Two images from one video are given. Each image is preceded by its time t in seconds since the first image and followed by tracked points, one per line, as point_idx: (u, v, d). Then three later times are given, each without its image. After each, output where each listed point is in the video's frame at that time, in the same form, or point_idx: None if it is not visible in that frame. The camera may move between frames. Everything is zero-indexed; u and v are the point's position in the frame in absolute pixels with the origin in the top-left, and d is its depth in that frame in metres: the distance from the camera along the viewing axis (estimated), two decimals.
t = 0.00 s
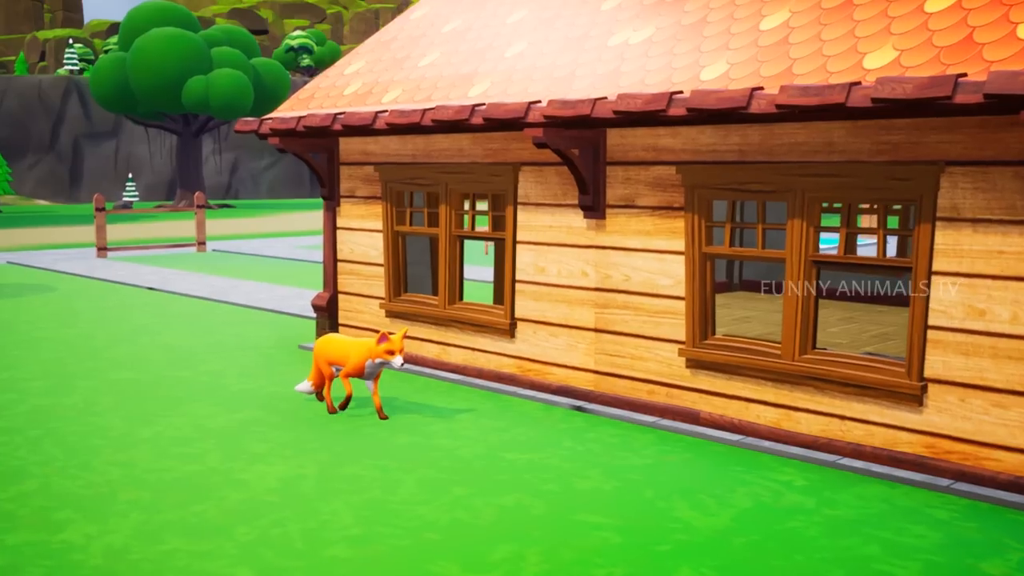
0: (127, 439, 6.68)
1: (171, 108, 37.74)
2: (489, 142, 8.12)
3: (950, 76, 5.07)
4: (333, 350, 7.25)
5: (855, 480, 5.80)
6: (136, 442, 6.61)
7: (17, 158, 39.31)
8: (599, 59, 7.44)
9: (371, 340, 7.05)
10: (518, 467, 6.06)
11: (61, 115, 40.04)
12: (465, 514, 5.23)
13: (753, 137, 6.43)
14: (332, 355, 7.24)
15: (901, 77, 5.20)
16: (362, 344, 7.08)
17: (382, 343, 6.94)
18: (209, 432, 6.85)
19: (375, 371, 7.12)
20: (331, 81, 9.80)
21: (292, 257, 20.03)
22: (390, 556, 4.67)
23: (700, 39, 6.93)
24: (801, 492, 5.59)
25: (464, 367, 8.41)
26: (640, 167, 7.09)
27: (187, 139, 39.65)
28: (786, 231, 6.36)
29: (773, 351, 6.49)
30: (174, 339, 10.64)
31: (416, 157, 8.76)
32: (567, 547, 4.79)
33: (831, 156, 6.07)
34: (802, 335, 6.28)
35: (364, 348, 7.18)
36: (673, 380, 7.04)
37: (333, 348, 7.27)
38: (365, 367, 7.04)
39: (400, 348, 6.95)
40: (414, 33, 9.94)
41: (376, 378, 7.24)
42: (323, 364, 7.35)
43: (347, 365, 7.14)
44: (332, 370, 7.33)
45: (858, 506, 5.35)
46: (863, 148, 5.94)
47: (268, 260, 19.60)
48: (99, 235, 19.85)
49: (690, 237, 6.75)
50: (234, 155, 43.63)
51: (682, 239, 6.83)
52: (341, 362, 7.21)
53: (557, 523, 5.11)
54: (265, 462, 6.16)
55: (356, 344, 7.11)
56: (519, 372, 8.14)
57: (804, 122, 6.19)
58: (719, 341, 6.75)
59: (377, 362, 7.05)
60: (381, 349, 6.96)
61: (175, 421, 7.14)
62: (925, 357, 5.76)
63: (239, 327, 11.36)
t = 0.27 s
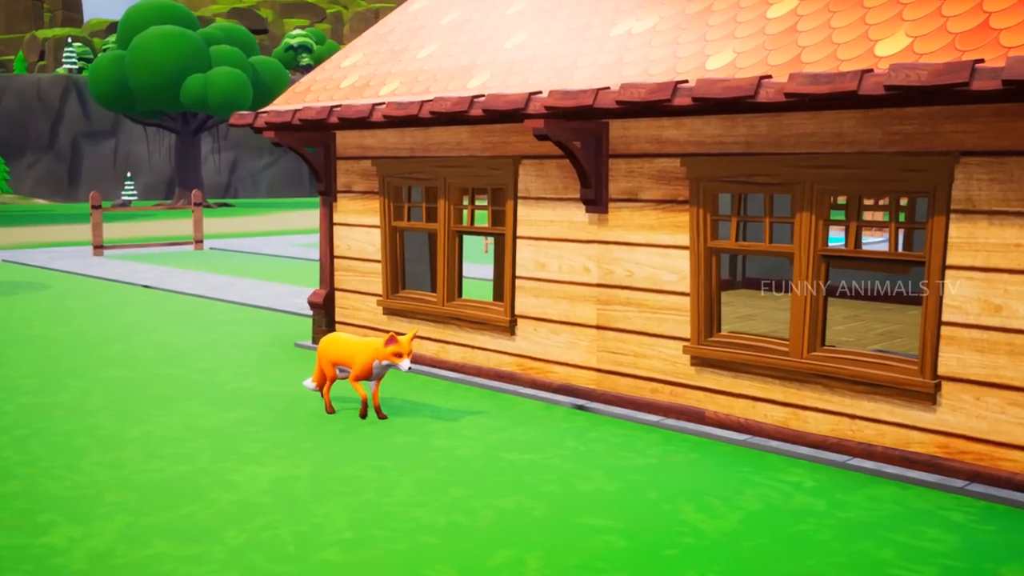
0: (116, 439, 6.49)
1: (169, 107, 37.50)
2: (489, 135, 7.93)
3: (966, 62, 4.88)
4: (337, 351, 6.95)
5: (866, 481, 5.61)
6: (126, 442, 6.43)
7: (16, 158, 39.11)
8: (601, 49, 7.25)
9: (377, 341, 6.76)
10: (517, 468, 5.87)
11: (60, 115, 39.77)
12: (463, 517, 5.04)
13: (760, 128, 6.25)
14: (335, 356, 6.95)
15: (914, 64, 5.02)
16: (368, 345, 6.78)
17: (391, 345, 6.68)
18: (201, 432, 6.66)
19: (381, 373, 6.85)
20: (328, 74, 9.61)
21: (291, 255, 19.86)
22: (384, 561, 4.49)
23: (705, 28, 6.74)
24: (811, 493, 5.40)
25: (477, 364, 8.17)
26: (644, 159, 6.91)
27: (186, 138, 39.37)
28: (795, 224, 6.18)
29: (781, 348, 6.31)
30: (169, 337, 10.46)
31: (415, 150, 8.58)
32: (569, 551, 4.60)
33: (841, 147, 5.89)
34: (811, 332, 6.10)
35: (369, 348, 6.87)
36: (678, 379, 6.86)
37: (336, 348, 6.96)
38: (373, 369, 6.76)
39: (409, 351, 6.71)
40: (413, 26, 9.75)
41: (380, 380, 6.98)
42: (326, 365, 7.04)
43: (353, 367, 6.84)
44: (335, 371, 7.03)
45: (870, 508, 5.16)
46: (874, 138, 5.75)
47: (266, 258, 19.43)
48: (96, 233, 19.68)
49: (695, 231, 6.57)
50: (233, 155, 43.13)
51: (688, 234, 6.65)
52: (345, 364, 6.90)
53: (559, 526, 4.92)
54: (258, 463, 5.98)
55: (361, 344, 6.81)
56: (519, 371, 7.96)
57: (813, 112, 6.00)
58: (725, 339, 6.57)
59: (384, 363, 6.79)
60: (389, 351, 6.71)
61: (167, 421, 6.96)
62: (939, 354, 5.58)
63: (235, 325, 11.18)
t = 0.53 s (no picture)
0: (101, 439, 6.26)
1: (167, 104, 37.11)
2: (488, 125, 7.70)
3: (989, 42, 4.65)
4: (346, 349, 6.68)
5: (882, 483, 5.38)
6: (111, 442, 6.19)
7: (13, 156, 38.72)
8: (604, 36, 7.02)
9: (387, 338, 6.41)
10: (517, 469, 5.64)
11: (58, 113, 39.34)
12: (461, 520, 4.82)
13: (770, 116, 6.02)
14: (345, 354, 6.68)
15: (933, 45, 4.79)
16: (378, 343, 6.47)
17: (399, 342, 6.29)
18: (190, 432, 6.43)
19: (391, 371, 6.50)
20: (323, 65, 9.37)
21: (288, 253, 19.64)
22: (378, 566, 4.26)
23: (712, 13, 6.51)
24: (825, 495, 5.17)
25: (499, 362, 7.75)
26: (649, 149, 6.68)
27: (184, 135, 38.90)
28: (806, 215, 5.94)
29: (791, 344, 6.08)
30: (160, 335, 10.21)
31: (412, 142, 8.35)
32: (572, 557, 4.37)
33: (855, 134, 5.66)
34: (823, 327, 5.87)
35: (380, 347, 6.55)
36: (684, 377, 6.62)
37: (346, 347, 6.70)
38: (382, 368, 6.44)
39: (418, 348, 6.29)
40: (410, 15, 9.52)
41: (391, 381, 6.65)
42: (335, 363, 6.78)
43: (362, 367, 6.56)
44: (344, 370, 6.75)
45: (888, 511, 4.93)
46: (889, 125, 5.52)
47: (263, 255, 19.21)
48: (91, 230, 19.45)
49: (702, 223, 6.34)
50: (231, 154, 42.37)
51: (694, 226, 6.41)
52: (354, 363, 6.63)
53: (561, 530, 4.69)
54: (247, 463, 5.74)
55: (371, 341, 6.51)
56: (520, 368, 7.72)
57: (825, 98, 5.77)
58: (733, 335, 6.35)
59: (394, 362, 6.42)
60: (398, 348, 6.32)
61: (155, 420, 6.72)
62: (958, 349, 5.35)
63: (229, 322, 10.94)
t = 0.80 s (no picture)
0: (87, 438, 6.04)
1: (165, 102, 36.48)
2: (487, 116, 7.50)
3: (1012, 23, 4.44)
4: (351, 349, 6.31)
5: (897, 484, 5.17)
6: (97, 441, 5.97)
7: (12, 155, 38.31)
8: (607, 23, 6.81)
9: (394, 336, 6.09)
10: (517, 470, 5.43)
11: (56, 111, 38.79)
12: (459, 523, 4.61)
13: (779, 104, 5.82)
14: (350, 354, 6.30)
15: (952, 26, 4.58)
16: (384, 341, 6.13)
17: (409, 340, 5.98)
18: (180, 431, 6.22)
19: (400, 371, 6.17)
20: (319, 56, 9.16)
21: (285, 250, 19.43)
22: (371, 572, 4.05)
23: None
24: (839, 498, 4.95)
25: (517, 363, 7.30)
26: (653, 140, 6.47)
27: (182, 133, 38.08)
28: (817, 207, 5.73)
29: (802, 341, 5.88)
30: (153, 332, 10.00)
31: (409, 135, 8.14)
32: (575, 562, 4.16)
33: (868, 122, 5.45)
34: (835, 323, 5.67)
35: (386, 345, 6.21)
36: (690, 374, 6.42)
37: (349, 348, 6.34)
38: (391, 368, 6.11)
39: (429, 345, 5.98)
40: (408, 6, 9.31)
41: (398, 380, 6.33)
42: (338, 364, 6.41)
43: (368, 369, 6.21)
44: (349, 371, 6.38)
45: (905, 515, 4.71)
46: (903, 112, 5.31)
47: (260, 253, 19.01)
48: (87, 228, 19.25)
49: (708, 216, 6.13)
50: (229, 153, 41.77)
51: (700, 218, 6.20)
52: (359, 364, 6.28)
53: (563, 534, 4.48)
54: (237, 464, 5.53)
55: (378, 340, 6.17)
56: (520, 366, 7.52)
57: (837, 85, 5.57)
58: (740, 331, 6.14)
59: (403, 361, 6.09)
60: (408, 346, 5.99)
61: (143, 419, 6.51)
62: (976, 346, 5.15)
63: (223, 320, 10.74)
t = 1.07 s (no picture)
0: (73, 438, 5.85)
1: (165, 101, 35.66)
2: (487, 108, 7.31)
3: None
4: (358, 348, 6.12)
5: (911, 486, 4.98)
6: (84, 442, 5.79)
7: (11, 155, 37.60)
8: (610, 12, 6.63)
9: (404, 337, 5.90)
10: (517, 470, 5.25)
11: (55, 111, 38.09)
12: (457, 527, 4.42)
13: (788, 93, 5.63)
14: (356, 353, 6.10)
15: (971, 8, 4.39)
16: (393, 341, 5.94)
17: (420, 341, 5.78)
18: (169, 431, 6.03)
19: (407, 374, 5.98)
20: (315, 48, 8.97)
21: (283, 248, 19.24)
22: None
23: None
24: (851, 500, 4.77)
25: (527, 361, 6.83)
26: (657, 130, 6.28)
27: (182, 132, 37.40)
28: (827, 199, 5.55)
29: (811, 337, 5.69)
30: (146, 330, 9.80)
31: (407, 127, 7.95)
32: (578, 568, 3.97)
33: (881, 111, 5.26)
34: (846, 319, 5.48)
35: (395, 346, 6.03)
36: (695, 372, 6.23)
37: (355, 347, 6.14)
38: (398, 369, 5.92)
39: (440, 348, 5.79)
40: None
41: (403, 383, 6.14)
42: (343, 363, 6.21)
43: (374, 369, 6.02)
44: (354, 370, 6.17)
45: (921, 518, 4.53)
46: (917, 100, 5.12)
47: (258, 251, 18.83)
48: (83, 226, 19.04)
49: (714, 209, 5.94)
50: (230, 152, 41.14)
51: (706, 211, 6.01)
52: (365, 364, 6.09)
53: (566, 538, 4.30)
54: (228, 465, 5.35)
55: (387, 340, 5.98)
56: (520, 364, 7.33)
57: (848, 72, 5.38)
58: (747, 328, 5.96)
59: (412, 363, 5.90)
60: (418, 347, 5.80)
61: (132, 419, 6.32)
62: (993, 342, 4.97)
63: (218, 317, 10.55)
